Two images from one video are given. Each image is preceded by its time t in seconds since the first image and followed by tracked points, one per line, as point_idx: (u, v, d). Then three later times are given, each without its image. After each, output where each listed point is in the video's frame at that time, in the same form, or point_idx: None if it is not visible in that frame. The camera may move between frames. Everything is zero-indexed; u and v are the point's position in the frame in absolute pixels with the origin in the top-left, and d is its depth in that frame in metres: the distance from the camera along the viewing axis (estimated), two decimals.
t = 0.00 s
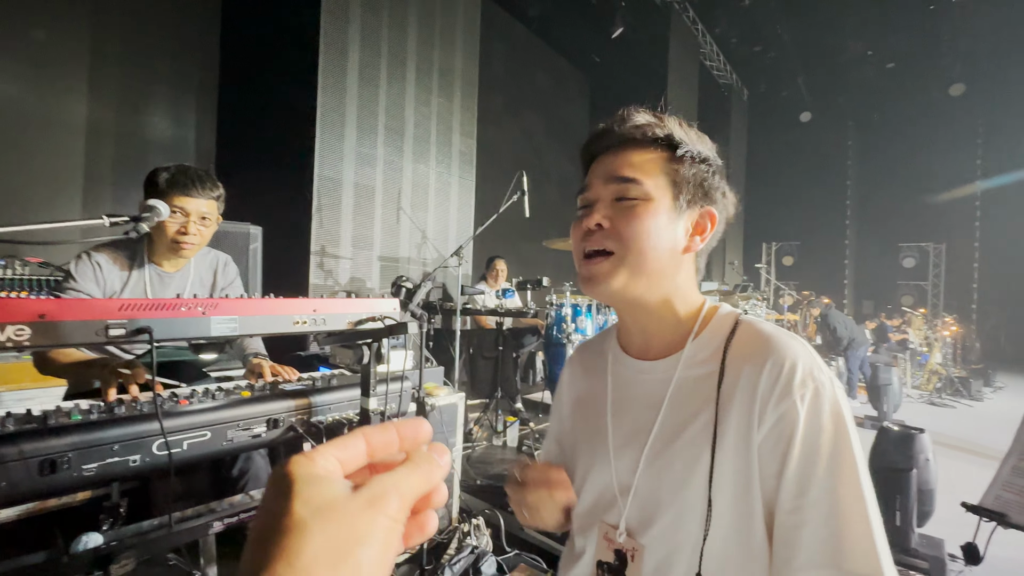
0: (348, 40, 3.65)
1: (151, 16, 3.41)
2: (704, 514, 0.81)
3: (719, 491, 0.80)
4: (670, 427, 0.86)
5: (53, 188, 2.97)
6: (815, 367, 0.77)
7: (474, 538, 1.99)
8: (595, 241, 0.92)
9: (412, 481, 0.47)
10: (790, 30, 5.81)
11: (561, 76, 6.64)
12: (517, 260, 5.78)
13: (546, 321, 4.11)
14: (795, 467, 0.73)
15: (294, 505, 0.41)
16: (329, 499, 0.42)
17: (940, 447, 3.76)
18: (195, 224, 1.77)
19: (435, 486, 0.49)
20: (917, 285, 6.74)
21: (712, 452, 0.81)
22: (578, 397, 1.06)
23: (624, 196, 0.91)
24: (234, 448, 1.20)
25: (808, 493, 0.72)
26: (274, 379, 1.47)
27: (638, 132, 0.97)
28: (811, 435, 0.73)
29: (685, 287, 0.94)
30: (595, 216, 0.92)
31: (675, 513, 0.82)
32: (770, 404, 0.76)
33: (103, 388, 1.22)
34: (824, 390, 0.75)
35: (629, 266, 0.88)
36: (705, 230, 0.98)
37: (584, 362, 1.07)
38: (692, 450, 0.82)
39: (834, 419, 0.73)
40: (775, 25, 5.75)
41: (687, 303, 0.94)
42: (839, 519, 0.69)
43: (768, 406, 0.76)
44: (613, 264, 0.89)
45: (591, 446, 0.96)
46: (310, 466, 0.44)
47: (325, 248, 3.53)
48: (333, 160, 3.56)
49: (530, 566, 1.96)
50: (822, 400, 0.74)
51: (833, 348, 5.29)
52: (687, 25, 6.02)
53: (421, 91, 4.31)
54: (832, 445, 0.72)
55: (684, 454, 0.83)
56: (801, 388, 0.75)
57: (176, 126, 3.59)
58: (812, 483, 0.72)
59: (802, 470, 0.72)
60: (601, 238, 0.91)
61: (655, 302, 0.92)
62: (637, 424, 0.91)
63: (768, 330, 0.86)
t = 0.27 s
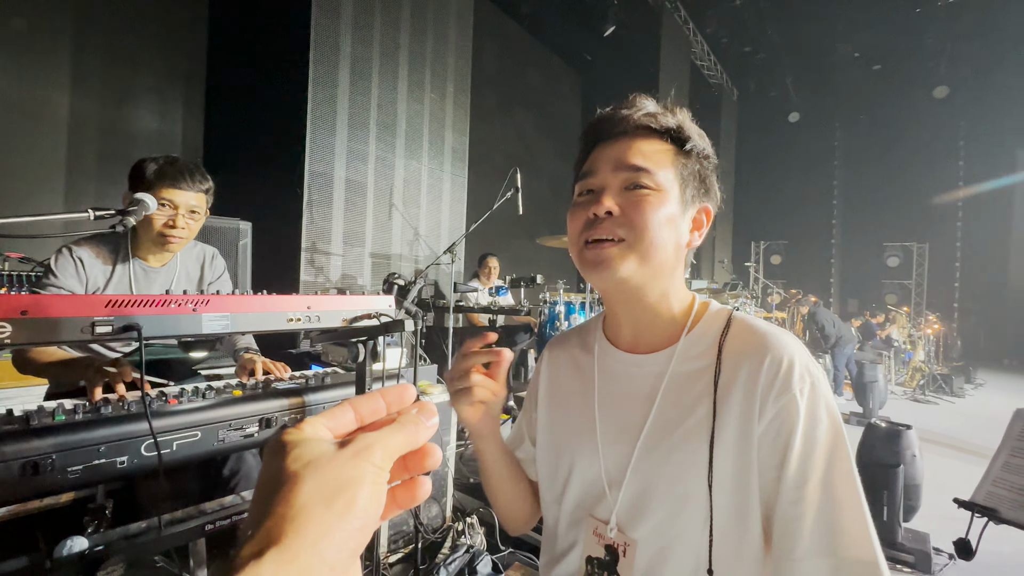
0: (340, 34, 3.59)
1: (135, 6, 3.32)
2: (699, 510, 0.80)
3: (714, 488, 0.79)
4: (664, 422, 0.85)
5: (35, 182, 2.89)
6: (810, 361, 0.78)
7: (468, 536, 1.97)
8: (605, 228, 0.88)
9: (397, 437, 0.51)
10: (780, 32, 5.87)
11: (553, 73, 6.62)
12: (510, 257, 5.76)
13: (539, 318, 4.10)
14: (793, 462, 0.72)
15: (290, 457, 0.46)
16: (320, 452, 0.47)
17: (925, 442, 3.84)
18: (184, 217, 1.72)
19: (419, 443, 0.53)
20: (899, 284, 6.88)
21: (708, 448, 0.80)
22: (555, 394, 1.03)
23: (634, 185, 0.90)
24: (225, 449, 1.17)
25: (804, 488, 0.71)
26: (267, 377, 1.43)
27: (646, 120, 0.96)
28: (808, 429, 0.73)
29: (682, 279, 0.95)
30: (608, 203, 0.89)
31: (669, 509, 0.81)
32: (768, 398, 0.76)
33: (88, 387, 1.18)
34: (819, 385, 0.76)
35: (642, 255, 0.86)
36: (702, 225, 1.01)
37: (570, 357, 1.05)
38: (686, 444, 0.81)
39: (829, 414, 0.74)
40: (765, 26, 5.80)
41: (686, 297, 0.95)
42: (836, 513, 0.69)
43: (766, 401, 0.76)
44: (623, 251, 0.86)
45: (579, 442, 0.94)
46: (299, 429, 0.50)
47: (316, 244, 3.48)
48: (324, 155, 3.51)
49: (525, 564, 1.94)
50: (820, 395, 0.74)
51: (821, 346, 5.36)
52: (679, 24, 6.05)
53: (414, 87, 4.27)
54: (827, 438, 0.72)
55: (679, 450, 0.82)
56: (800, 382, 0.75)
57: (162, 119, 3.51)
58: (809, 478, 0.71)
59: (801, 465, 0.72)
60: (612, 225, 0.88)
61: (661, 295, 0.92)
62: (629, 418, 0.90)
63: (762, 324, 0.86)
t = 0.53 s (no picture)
0: (333, 28, 3.55)
1: None
2: (714, 517, 0.79)
3: (732, 498, 0.78)
4: (678, 428, 0.85)
5: (18, 175, 2.82)
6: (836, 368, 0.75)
7: (464, 536, 1.96)
8: (606, 228, 0.88)
9: (401, 411, 0.54)
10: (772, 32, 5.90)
11: (546, 71, 6.60)
12: (503, 255, 5.74)
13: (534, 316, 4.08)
14: (816, 473, 0.71)
15: (300, 431, 0.49)
16: (329, 427, 0.50)
17: (915, 439, 3.87)
18: (175, 214, 1.70)
19: (423, 415, 0.56)
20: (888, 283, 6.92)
21: (725, 457, 0.79)
22: (570, 398, 1.04)
23: (633, 180, 0.89)
24: (218, 449, 1.14)
25: (828, 499, 0.70)
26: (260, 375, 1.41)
27: (647, 112, 0.94)
28: (832, 440, 0.71)
29: (693, 278, 0.93)
30: (606, 203, 0.89)
31: (684, 517, 0.80)
32: (789, 407, 0.74)
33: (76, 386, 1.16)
34: (846, 394, 0.73)
35: (643, 254, 0.85)
36: (715, 217, 0.98)
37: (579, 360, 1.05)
38: (702, 452, 0.80)
39: (856, 424, 0.71)
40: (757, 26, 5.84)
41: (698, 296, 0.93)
42: (861, 526, 0.67)
43: (788, 410, 0.74)
44: (624, 252, 0.86)
45: (590, 446, 0.94)
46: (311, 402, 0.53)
47: (309, 241, 3.44)
48: (317, 150, 3.46)
49: (521, 563, 1.93)
50: (845, 404, 0.72)
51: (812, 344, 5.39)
52: (673, 23, 6.07)
53: (408, 83, 4.23)
54: (855, 450, 0.70)
55: (694, 457, 0.81)
56: (824, 390, 0.73)
57: (151, 113, 3.45)
58: (832, 489, 0.70)
59: (825, 477, 0.70)
60: (612, 225, 0.88)
61: (668, 295, 0.90)
62: (642, 423, 0.89)
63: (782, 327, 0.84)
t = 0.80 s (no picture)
0: (326, 23, 3.51)
1: None
2: (757, 521, 0.76)
3: (775, 504, 0.74)
4: (718, 427, 0.82)
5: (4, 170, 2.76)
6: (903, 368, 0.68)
7: (461, 534, 1.95)
8: (627, 220, 0.87)
9: (411, 400, 0.53)
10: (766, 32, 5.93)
11: (541, 68, 6.57)
12: (498, 253, 5.72)
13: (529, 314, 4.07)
14: (878, 483, 0.65)
15: (312, 421, 0.48)
16: (341, 414, 0.49)
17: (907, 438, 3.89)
18: (170, 207, 1.66)
19: (431, 404, 0.55)
20: (879, 282, 6.78)
21: (768, 461, 0.75)
22: (603, 392, 1.03)
23: (652, 166, 0.87)
24: (212, 448, 1.12)
25: (890, 512, 0.64)
26: (255, 372, 1.40)
27: (664, 91, 0.91)
28: (898, 448, 0.64)
29: (730, 265, 0.87)
30: (624, 193, 0.88)
31: (723, 520, 0.78)
32: (844, 409, 0.69)
33: (63, 384, 1.12)
34: (917, 397, 0.66)
35: (664, 243, 0.83)
36: (756, 191, 0.90)
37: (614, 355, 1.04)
38: (744, 453, 0.77)
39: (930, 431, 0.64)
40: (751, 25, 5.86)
41: (737, 282, 0.88)
42: (935, 546, 0.60)
43: (843, 412, 0.69)
44: (647, 242, 0.85)
45: (623, 443, 0.94)
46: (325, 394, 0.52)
47: (302, 237, 3.40)
48: (310, 146, 3.42)
49: (518, 561, 1.92)
50: (915, 405, 0.65)
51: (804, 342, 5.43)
52: (667, 22, 6.10)
53: (402, 79, 4.19)
54: (929, 460, 0.62)
55: (735, 458, 0.78)
56: (887, 390, 0.66)
57: (141, 109, 3.40)
58: (899, 503, 0.63)
59: (889, 487, 0.64)
60: (631, 216, 0.87)
61: (698, 283, 0.87)
62: (679, 420, 0.87)
63: (835, 320, 0.78)
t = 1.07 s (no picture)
0: (324, 20, 3.49)
1: None
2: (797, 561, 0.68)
3: (823, 544, 0.66)
4: (755, 450, 0.74)
5: None
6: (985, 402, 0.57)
7: (459, 533, 1.95)
8: (636, 226, 0.88)
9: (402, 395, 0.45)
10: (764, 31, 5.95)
11: (540, 66, 6.56)
12: (495, 251, 5.72)
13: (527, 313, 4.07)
14: (947, 537, 0.55)
15: (301, 434, 0.41)
16: (332, 419, 0.42)
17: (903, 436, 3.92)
18: (172, 207, 1.66)
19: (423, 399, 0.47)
20: (875, 281, 6.74)
21: (814, 494, 0.67)
22: (634, 401, 0.97)
23: (657, 167, 0.87)
24: (210, 446, 1.12)
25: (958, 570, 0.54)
26: (252, 371, 1.39)
27: (675, 90, 0.89)
28: (974, 496, 0.54)
29: (763, 268, 0.79)
30: (632, 199, 0.89)
31: (756, 553, 0.71)
32: (904, 443, 0.60)
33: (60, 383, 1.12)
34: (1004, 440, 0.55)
35: (665, 246, 0.83)
36: (788, 183, 0.79)
37: (646, 363, 0.99)
38: (784, 481, 0.70)
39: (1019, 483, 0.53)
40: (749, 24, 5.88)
41: (771, 285, 0.80)
42: None
43: (905, 448, 0.60)
44: (648, 245, 0.86)
45: (648, 455, 0.88)
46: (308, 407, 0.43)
47: (300, 236, 3.39)
48: (308, 144, 3.41)
49: (516, 559, 1.92)
50: (996, 446, 0.55)
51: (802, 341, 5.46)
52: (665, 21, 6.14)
53: (400, 77, 4.18)
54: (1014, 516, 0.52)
55: (775, 486, 0.70)
56: (962, 425, 0.56)
57: (138, 106, 3.38)
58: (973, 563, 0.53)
59: (963, 541, 0.54)
60: (637, 220, 0.88)
61: (719, 287, 0.82)
62: (713, 438, 0.80)
63: (897, 337, 0.68)
